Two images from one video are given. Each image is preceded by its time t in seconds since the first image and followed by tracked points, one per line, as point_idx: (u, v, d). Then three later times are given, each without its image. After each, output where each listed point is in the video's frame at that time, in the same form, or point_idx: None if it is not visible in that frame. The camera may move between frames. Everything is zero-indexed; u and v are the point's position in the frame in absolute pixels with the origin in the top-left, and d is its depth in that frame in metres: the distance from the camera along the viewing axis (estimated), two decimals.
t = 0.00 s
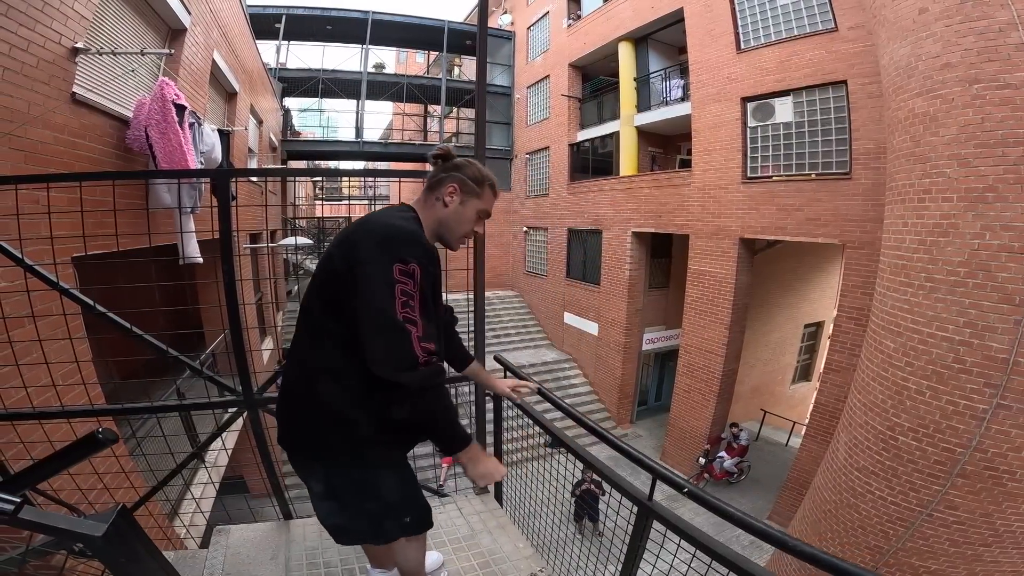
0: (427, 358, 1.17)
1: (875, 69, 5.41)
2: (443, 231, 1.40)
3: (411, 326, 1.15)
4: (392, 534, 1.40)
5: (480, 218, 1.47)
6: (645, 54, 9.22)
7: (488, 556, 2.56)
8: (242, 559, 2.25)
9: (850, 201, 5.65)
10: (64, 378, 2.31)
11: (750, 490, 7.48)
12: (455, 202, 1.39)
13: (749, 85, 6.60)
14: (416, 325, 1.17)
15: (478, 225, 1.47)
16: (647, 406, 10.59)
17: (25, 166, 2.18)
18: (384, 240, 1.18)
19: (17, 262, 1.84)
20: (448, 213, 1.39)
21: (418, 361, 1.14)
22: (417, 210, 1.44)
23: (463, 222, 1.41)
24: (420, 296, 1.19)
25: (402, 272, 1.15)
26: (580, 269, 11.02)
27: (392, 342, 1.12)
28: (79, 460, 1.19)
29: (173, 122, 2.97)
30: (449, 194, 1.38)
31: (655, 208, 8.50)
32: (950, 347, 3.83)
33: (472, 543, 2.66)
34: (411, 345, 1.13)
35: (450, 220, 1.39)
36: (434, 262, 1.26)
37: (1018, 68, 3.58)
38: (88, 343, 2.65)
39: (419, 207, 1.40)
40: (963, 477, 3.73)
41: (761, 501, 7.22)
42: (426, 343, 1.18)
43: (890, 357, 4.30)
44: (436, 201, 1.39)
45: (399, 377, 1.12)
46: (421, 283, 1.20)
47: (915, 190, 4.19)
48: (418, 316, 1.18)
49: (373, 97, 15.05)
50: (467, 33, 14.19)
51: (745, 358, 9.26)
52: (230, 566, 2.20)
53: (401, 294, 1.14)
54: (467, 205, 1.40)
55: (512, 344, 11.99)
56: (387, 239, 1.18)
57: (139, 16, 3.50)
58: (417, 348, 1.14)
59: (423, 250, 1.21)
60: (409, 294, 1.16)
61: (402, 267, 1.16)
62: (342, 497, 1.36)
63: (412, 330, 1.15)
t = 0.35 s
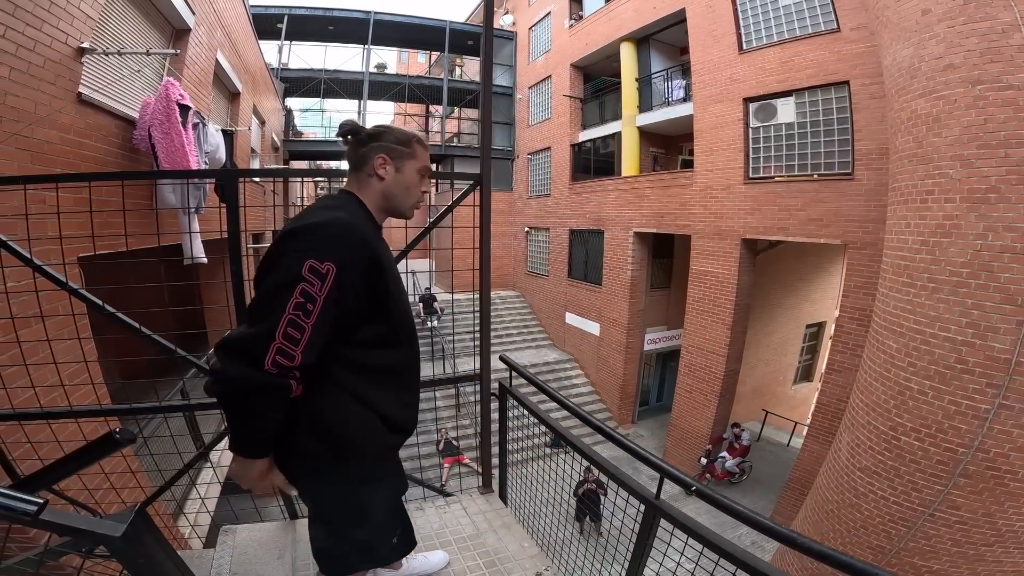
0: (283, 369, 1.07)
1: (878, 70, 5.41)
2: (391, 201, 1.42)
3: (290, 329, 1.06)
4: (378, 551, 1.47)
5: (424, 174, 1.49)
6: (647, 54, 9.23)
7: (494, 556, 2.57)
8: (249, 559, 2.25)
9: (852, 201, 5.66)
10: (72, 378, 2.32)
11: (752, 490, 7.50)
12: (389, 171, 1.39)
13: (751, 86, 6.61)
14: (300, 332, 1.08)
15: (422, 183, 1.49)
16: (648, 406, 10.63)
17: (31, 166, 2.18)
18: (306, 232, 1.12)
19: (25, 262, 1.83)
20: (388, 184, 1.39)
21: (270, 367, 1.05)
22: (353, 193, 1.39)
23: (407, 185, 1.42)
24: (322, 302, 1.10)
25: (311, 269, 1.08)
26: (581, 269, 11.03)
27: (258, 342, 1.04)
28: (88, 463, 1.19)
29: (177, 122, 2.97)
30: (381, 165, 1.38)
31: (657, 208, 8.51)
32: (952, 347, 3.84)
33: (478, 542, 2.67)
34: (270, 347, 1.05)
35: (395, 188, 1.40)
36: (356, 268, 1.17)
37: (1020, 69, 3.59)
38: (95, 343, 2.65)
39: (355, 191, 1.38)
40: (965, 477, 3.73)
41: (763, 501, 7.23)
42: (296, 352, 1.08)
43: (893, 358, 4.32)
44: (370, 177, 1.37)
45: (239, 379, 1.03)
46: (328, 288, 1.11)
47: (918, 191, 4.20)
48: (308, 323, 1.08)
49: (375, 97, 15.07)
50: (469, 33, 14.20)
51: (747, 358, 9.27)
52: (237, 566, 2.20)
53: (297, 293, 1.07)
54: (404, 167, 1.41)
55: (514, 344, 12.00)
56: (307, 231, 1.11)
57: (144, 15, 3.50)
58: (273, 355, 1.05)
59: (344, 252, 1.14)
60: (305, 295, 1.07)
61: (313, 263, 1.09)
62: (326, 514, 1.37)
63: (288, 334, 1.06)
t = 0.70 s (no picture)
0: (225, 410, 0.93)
1: (880, 71, 5.41)
2: (334, 194, 1.28)
3: (219, 363, 0.93)
4: None
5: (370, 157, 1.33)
6: (648, 54, 9.23)
7: (497, 555, 2.58)
8: (254, 558, 2.26)
9: (854, 201, 5.67)
10: (78, 378, 2.33)
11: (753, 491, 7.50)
12: (326, 159, 1.24)
13: (753, 86, 6.62)
14: (234, 364, 0.94)
15: (368, 168, 1.32)
16: (650, 406, 10.65)
17: (38, 166, 2.20)
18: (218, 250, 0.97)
19: (32, 261, 1.85)
20: (326, 174, 1.25)
21: (206, 411, 0.91)
22: (288, 188, 1.25)
23: (348, 174, 1.27)
24: (253, 326, 0.96)
25: (234, 291, 0.95)
26: (583, 269, 11.04)
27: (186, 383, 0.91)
28: (102, 463, 1.22)
29: (178, 123, 2.97)
30: (314, 154, 1.22)
31: (659, 209, 8.51)
32: (954, 347, 3.85)
33: (482, 540, 2.69)
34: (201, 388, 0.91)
35: (335, 178, 1.26)
36: (286, 283, 1.03)
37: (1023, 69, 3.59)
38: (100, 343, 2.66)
39: (291, 187, 1.25)
40: (966, 477, 3.74)
41: (764, 501, 7.24)
42: (235, 388, 0.94)
43: (895, 358, 4.33)
44: (303, 169, 1.23)
45: (176, 430, 0.90)
46: (258, 308, 0.98)
47: (920, 191, 4.21)
48: (242, 352, 0.95)
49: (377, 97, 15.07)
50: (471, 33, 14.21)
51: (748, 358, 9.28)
52: (242, 565, 2.20)
53: (221, 321, 0.93)
54: (341, 153, 1.25)
55: (515, 344, 12.02)
56: (223, 248, 0.98)
57: (148, 16, 3.52)
58: (206, 397, 0.90)
59: (269, 265, 1.00)
60: (231, 322, 0.94)
61: (233, 284, 0.95)
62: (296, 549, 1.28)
63: (218, 369, 0.92)
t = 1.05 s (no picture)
0: (230, 403, 0.97)
1: (881, 71, 5.41)
2: (258, 189, 1.23)
3: (199, 368, 0.95)
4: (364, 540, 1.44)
5: (295, 146, 1.28)
6: (649, 54, 9.23)
7: (498, 555, 2.58)
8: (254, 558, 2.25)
9: (855, 201, 5.66)
10: (79, 378, 2.33)
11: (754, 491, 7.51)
12: (243, 153, 1.20)
13: (754, 86, 6.61)
14: (212, 363, 0.96)
15: (294, 158, 1.27)
16: (650, 406, 10.64)
17: (39, 166, 2.20)
18: (157, 272, 0.98)
19: (34, 261, 1.85)
20: (247, 169, 1.21)
21: (216, 410, 0.95)
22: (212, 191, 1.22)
23: (270, 166, 1.23)
24: (208, 324, 0.97)
25: (169, 302, 0.95)
26: (584, 269, 11.04)
27: (184, 394, 0.95)
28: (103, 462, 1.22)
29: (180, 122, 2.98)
30: (229, 149, 1.18)
31: (659, 209, 8.51)
32: (955, 347, 3.84)
33: (483, 540, 2.69)
34: (196, 392, 0.95)
35: (258, 173, 1.22)
36: (221, 277, 1.02)
37: None
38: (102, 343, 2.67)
39: (212, 186, 1.22)
40: (967, 477, 3.74)
41: (765, 501, 7.23)
42: (227, 382, 0.97)
43: (896, 358, 4.32)
44: (220, 166, 1.19)
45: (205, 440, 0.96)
46: (202, 306, 0.97)
47: (921, 191, 4.21)
48: (211, 349, 0.96)
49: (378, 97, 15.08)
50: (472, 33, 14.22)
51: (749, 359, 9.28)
52: (242, 565, 2.20)
53: (174, 332, 0.94)
54: (259, 145, 1.20)
55: (515, 344, 12.02)
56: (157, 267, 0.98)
57: (149, 16, 3.52)
58: (207, 398, 0.95)
59: (195, 268, 0.99)
60: (186, 331, 0.95)
61: (166, 296, 0.95)
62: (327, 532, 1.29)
63: (200, 372, 0.95)
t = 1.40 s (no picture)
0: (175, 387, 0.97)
1: (883, 70, 5.39)
2: (237, 190, 1.23)
3: (154, 352, 0.96)
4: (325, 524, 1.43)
5: (271, 147, 1.28)
6: (650, 54, 9.23)
7: (498, 555, 2.58)
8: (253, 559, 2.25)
9: (857, 201, 5.64)
10: (79, 378, 2.33)
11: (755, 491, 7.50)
12: (219, 159, 1.20)
13: (755, 86, 6.60)
14: (169, 349, 0.97)
15: (268, 160, 1.27)
16: (651, 406, 10.64)
17: (39, 166, 2.20)
18: (132, 259, 1.00)
19: (34, 261, 1.85)
20: (225, 174, 1.21)
21: (160, 393, 0.96)
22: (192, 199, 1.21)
23: (246, 169, 1.22)
24: (174, 315, 0.97)
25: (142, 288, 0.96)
26: (585, 269, 11.03)
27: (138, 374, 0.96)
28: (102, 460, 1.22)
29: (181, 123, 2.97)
30: (205, 156, 1.18)
31: (660, 209, 8.50)
32: (957, 348, 3.83)
33: (483, 541, 2.69)
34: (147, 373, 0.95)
35: (235, 175, 1.22)
36: (199, 272, 1.02)
37: None
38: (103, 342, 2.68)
39: (191, 191, 1.22)
40: (968, 478, 3.73)
41: (766, 502, 7.22)
42: (177, 367, 0.97)
43: (898, 358, 4.30)
44: (199, 171, 1.19)
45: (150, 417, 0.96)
46: (176, 299, 0.98)
47: (923, 192, 4.20)
48: (171, 337, 0.97)
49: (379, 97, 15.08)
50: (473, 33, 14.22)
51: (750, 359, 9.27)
52: (240, 565, 2.20)
53: (141, 318, 0.95)
54: (233, 150, 1.20)
55: (516, 344, 12.02)
56: (133, 254, 0.99)
57: (150, 16, 3.52)
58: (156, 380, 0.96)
59: (175, 260, 0.99)
60: (149, 316, 0.95)
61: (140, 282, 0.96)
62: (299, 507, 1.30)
63: (156, 355, 0.96)
